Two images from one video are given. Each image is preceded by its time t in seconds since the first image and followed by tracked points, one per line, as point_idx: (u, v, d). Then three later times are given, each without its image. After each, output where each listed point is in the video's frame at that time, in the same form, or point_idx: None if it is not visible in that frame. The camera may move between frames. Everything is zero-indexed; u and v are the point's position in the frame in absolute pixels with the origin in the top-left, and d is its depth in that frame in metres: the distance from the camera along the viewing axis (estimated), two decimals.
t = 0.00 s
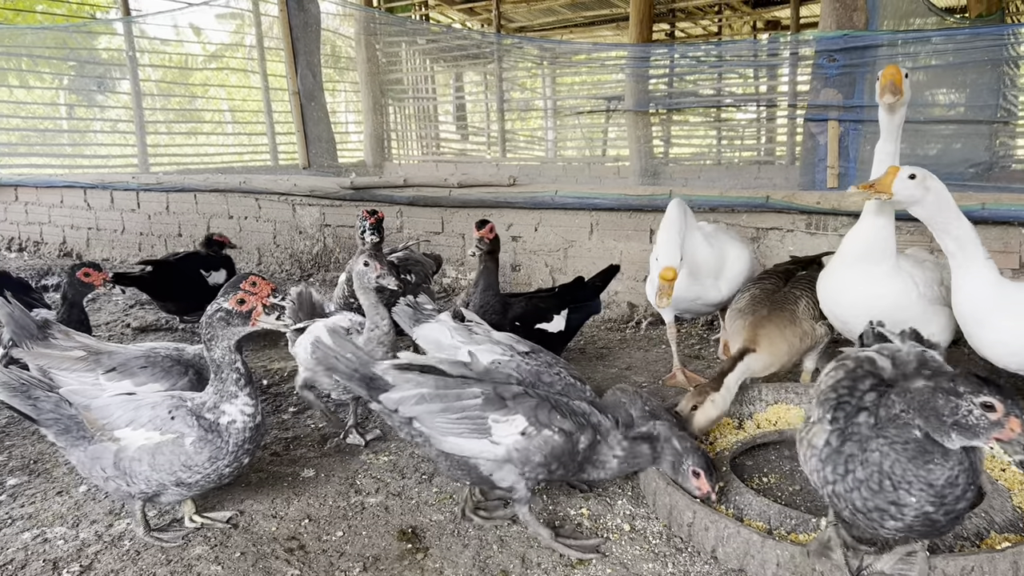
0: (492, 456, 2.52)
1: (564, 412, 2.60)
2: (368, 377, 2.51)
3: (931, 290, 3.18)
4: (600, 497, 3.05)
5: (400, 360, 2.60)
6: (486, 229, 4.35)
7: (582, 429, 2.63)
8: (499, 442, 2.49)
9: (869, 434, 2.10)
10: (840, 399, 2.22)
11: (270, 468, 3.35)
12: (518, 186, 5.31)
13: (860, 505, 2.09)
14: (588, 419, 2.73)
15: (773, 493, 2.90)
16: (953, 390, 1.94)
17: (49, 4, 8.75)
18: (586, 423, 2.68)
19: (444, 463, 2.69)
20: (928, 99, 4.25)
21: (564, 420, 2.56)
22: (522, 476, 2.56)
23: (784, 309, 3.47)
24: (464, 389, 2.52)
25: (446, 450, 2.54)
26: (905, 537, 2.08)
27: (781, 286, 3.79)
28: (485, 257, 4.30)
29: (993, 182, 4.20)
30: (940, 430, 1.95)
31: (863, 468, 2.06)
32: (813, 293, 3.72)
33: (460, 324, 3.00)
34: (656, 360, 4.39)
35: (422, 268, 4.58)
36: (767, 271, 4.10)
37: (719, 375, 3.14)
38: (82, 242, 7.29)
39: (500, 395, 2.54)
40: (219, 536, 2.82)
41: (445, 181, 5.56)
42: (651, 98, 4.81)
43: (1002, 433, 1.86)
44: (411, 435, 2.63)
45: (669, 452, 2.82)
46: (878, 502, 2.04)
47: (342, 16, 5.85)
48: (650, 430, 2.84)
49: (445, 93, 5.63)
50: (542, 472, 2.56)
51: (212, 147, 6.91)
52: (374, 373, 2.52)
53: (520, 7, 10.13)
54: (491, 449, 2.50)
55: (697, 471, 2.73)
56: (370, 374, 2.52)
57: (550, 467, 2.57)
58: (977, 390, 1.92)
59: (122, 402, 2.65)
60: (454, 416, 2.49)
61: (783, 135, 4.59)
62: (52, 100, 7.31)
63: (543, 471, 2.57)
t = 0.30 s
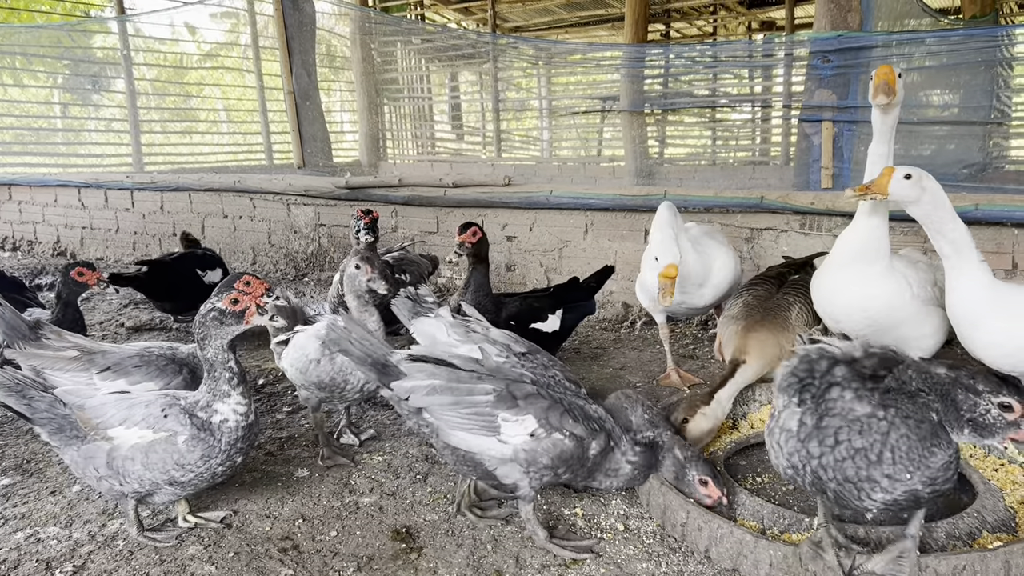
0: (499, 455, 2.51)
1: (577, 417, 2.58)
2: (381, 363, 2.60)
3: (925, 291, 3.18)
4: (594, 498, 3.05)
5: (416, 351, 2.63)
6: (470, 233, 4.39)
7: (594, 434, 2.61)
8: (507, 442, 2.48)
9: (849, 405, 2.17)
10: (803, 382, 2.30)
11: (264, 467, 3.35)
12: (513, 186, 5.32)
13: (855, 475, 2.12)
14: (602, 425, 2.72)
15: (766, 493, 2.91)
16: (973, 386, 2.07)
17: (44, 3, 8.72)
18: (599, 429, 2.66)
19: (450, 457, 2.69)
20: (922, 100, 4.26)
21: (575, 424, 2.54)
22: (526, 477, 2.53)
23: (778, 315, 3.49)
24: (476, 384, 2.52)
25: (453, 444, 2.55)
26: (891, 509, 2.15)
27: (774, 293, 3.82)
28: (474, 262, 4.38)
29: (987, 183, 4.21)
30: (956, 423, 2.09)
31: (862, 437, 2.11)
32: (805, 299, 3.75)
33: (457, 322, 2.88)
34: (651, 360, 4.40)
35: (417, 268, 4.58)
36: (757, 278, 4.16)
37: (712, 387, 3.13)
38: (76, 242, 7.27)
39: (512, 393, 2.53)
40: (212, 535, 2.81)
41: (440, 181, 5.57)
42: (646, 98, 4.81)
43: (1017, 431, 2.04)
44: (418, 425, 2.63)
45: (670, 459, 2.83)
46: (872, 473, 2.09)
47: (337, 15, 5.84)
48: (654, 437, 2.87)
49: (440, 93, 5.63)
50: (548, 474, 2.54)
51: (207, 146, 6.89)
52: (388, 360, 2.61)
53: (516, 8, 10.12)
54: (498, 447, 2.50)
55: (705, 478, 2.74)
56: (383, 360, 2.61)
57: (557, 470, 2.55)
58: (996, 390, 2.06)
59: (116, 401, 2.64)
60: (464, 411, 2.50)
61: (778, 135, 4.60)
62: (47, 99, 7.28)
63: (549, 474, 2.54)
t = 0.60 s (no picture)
0: (488, 455, 2.51)
1: (572, 423, 2.53)
2: (383, 353, 2.60)
3: (922, 292, 3.20)
4: (589, 497, 3.06)
5: (417, 342, 2.64)
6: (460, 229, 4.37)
7: (589, 442, 2.56)
8: (497, 443, 2.48)
9: (861, 440, 2.08)
10: (813, 412, 2.22)
11: (259, 468, 3.34)
12: (509, 185, 5.33)
13: (868, 515, 2.04)
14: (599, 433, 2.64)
15: (761, 492, 2.92)
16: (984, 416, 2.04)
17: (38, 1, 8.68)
18: (595, 437, 2.60)
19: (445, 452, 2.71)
20: (916, 100, 4.28)
21: (569, 430, 2.50)
22: (515, 479, 2.53)
23: (774, 315, 3.51)
24: (472, 381, 2.50)
25: (446, 439, 2.59)
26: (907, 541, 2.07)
27: (771, 291, 3.82)
28: (462, 259, 4.36)
29: (981, 183, 4.23)
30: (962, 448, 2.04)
31: (877, 477, 2.01)
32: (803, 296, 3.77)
33: (459, 320, 2.83)
34: (646, 359, 4.41)
35: (413, 268, 4.58)
36: (753, 274, 4.17)
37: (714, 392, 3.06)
38: (71, 241, 7.25)
39: (507, 393, 2.50)
40: (207, 536, 2.81)
41: (436, 181, 5.57)
42: (641, 98, 4.82)
43: None
44: (416, 415, 2.69)
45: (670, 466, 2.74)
46: (887, 513, 2.01)
47: (333, 14, 5.83)
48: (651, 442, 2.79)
49: (436, 92, 5.62)
50: (537, 479, 2.52)
51: (202, 145, 6.87)
52: (390, 350, 2.61)
53: (511, 7, 10.12)
54: (487, 448, 2.50)
55: (706, 481, 2.66)
56: (385, 349, 2.61)
57: (547, 475, 2.52)
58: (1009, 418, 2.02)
59: (112, 401, 2.64)
60: (457, 407, 2.51)
61: (773, 135, 4.61)
62: (41, 97, 7.25)
63: (539, 478, 2.52)
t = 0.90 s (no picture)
0: (486, 463, 2.50)
1: (576, 427, 2.48)
2: (387, 356, 2.61)
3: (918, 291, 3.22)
4: (585, 496, 3.06)
5: (420, 347, 2.63)
6: (453, 224, 4.31)
7: (594, 445, 2.48)
8: (494, 451, 2.46)
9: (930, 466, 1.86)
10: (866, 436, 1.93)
11: (253, 467, 3.33)
12: (504, 184, 5.33)
13: (964, 551, 1.84)
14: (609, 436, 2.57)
15: (757, 490, 2.92)
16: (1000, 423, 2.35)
17: None
18: (603, 440, 2.52)
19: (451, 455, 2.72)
20: (911, 100, 4.30)
21: (572, 435, 2.45)
22: (515, 482, 2.52)
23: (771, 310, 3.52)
24: (470, 390, 2.49)
25: (444, 448, 2.58)
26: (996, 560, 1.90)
27: (767, 286, 3.84)
28: (456, 254, 4.30)
29: (976, 182, 4.25)
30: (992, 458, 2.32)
31: (965, 513, 1.79)
32: (797, 292, 3.78)
33: (468, 315, 2.89)
34: (641, 358, 4.42)
35: (408, 266, 4.57)
36: (748, 269, 4.16)
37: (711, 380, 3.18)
38: (64, 239, 7.22)
39: (506, 400, 2.47)
40: (201, 535, 2.80)
41: (431, 179, 5.57)
42: (637, 96, 4.83)
43: None
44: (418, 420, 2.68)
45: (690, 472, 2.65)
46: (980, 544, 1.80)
47: (328, 12, 5.83)
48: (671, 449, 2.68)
49: (431, 91, 5.62)
50: (538, 483, 2.50)
51: (196, 143, 6.84)
52: (394, 353, 2.63)
53: (506, 6, 10.13)
54: (485, 456, 2.48)
55: (724, 488, 2.58)
56: (389, 352, 2.62)
57: (548, 479, 2.49)
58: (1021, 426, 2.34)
59: (101, 401, 2.63)
60: (454, 417, 2.50)
61: (768, 134, 4.62)
62: (34, 95, 7.23)
63: (540, 483, 2.50)
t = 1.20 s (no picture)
0: (479, 462, 2.51)
1: (571, 429, 2.46)
2: (385, 352, 2.62)
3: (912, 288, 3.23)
4: (580, 493, 3.06)
5: (418, 344, 2.61)
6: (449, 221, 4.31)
7: (591, 448, 2.47)
8: (487, 452, 2.47)
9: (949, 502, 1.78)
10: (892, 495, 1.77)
11: (248, 464, 3.32)
12: (499, 182, 5.33)
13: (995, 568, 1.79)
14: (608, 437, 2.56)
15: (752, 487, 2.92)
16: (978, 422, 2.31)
17: None
18: (598, 442, 2.50)
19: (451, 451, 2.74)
20: (905, 99, 4.31)
21: (567, 438, 2.43)
22: (508, 482, 2.53)
23: (762, 300, 3.49)
24: (465, 390, 2.49)
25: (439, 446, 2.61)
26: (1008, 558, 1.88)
27: (760, 279, 3.81)
28: (451, 251, 4.28)
29: (970, 180, 4.26)
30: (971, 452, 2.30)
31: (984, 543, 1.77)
32: (790, 285, 3.75)
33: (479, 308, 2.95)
34: (636, 355, 4.42)
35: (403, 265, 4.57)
36: (743, 264, 4.16)
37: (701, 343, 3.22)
38: (58, 237, 7.19)
39: (500, 401, 2.46)
40: (195, 533, 2.79)
41: (426, 177, 5.58)
42: (632, 95, 4.84)
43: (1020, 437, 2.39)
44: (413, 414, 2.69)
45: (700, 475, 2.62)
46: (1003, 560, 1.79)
47: (323, 10, 5.83)
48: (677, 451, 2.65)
49: (427, 89, 5.61)
50: (531, 483, 2.51)
51: (190, 141, 6.80)
52: (393, 350, 2.62)
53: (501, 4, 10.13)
54: (478, 456, 2.50)
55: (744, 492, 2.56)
56: (388, 349, 2.62)
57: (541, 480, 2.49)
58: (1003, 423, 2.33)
59: (89, 398, 2.63)
60: (449, 416, 2.51)
61: (763, 132, 4.63)
62: (28, 92, 7.21)
63: (532, 483, 2.51)
